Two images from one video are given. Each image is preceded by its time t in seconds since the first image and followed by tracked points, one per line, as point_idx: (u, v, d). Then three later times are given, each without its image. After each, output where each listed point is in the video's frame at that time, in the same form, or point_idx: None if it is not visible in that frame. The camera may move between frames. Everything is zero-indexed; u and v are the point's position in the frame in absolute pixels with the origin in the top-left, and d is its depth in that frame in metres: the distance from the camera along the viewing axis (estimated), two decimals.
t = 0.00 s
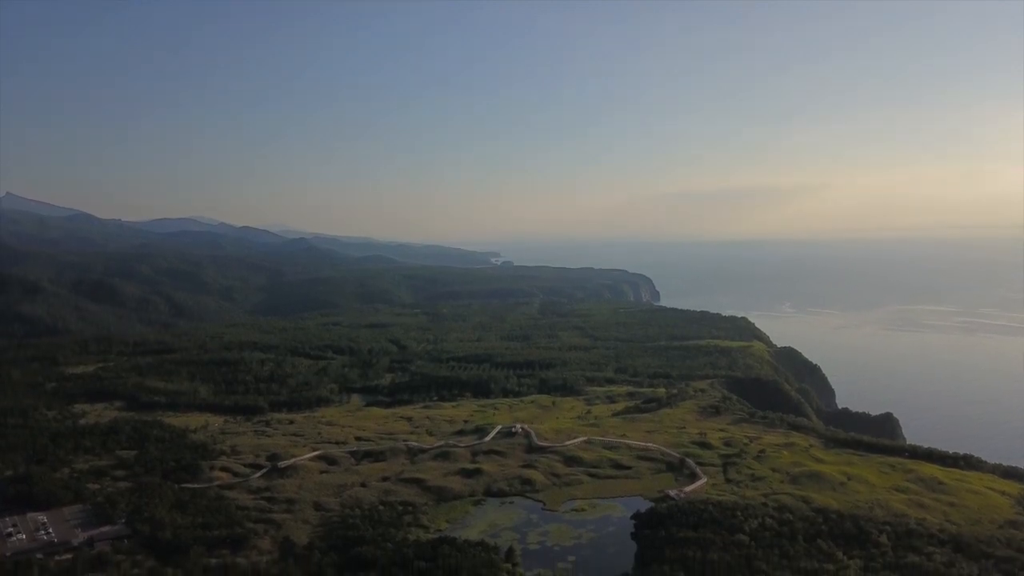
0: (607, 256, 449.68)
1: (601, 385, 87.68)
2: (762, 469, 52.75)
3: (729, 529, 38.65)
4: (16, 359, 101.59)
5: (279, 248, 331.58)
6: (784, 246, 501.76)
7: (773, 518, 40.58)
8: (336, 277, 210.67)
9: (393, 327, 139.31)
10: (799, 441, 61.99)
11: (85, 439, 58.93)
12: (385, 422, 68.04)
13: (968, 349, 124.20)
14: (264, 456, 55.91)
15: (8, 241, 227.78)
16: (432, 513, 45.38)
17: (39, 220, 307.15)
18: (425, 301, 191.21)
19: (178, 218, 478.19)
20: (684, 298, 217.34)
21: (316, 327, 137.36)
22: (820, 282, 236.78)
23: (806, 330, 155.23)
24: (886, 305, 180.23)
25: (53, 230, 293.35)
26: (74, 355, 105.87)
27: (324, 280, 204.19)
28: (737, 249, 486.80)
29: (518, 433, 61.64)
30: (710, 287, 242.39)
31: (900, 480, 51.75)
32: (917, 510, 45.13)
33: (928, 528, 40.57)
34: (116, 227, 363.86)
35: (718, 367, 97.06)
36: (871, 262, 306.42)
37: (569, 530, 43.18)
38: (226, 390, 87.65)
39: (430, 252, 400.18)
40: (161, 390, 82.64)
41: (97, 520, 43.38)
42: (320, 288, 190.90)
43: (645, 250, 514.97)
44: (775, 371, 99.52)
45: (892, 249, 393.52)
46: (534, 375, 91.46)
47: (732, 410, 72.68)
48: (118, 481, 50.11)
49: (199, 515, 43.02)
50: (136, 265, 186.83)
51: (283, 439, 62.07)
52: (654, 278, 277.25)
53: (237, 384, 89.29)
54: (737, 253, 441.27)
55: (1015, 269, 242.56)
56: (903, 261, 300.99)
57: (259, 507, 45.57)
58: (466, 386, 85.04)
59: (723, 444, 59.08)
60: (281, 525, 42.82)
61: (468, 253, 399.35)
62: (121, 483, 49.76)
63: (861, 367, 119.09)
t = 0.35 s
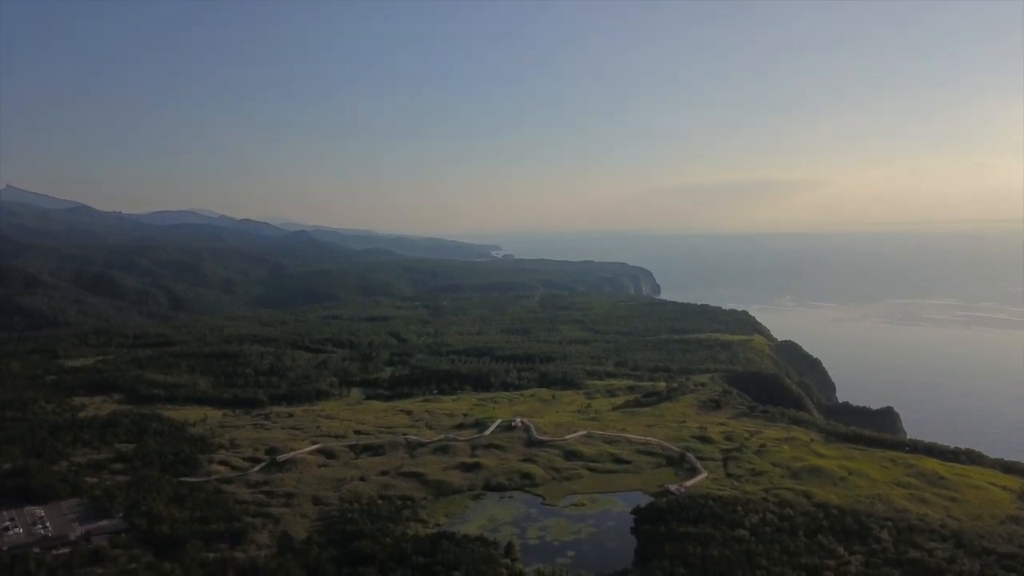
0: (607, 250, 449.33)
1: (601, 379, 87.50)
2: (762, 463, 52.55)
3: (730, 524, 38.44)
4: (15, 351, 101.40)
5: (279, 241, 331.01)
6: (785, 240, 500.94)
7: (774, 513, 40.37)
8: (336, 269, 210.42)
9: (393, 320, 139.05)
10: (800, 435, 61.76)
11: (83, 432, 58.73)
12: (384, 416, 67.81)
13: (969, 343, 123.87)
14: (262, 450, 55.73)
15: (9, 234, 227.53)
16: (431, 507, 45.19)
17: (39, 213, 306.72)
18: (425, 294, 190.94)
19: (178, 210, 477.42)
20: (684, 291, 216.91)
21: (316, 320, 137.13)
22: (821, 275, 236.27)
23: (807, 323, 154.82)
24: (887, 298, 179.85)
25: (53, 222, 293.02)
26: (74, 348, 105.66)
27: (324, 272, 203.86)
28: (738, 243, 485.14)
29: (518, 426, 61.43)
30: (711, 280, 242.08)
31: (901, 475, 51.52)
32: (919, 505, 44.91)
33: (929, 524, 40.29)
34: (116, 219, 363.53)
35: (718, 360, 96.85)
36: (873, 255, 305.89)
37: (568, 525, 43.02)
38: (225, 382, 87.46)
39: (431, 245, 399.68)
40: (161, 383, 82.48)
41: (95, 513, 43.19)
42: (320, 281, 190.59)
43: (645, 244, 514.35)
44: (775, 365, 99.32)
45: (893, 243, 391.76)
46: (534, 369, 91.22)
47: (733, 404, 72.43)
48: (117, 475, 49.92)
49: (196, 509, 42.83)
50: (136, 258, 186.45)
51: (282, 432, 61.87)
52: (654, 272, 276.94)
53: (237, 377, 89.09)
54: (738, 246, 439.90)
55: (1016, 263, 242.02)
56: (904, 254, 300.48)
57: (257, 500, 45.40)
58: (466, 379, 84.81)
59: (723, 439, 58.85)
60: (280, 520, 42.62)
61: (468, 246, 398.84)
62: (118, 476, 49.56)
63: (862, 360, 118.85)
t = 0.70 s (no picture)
0: (607, 245, 448.43)
1: (601, 374, 87.30)
2: (763, 460, 52.35)
3: (730, 521, 38.27)
4: (15, 346, 101.24)
5: (280, 236, 330.65)
6: (786, 235, 500.04)
7: (775, 510, 40.17)
8: (336, 264, 210.09)
9: (393, 315, 138.78)
10: (801, 432, 61.55)
11: (81, 427, 58.49)
12: (384, 411, 67.60)
13: (970, 339, 123.63)
14: (261, 446, 55.55)
15: (9, 228, 227.35)
16: (430, 503, 45.02)
17: (39, 207, 306.38)
18: (425, 289, 190.65)
19: (179, 205, 476.94)
20: (685, 287, 216.57)
21: (316, 315, 136.93)
22: (822, 271, 235.90)
23: (807, 319, 154.55)
24: (888, 294, 179.46)
25: (53, 216, 292.55)
26: (73, 342, 105.39)
27: (324, 267, 203.56)
28: (739, 239, 483.68)
29: (518, 422, 61.24)
30: (711, 275, 241.68)
31: (902, 471, 51.32)
32: (920, 502, 44.72)
33: (931, 521, 40.10)
34: (117, 214, 363.01)
35: (719, 356, 96.61)
36: (874, 251, 305.22)
37: (568, 522, 42.88)
38: (225, 378, 87.26)
39: (432, 240, 399.10)
40: (160, 378, 82.32)
41: (92, 509, 43.04)
42: (320, 275, 190.30)
43: (646, 239, 513.30)
44: (776, 360, 99.07)
45: (895, 239, 390.67)
46: (535, 364, 90.98)
47: (733, 400, 72.26)
48: (115, 470, 49.70)
49: (194, 506, 42.66)
50: (136, 252, 186.15)
51: (282, 428, 61.69)
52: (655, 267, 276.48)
53: (236, 371, 88.89)
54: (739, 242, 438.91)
55: (1017, 258, 241.32)
56: (905, 250, 299.70)
57: (255, 496, 45.23)
58: (466, 374, 84.59)
59: (723, 435, 58.63)
60: (278, 516, 42.44)
61: (469, 241, 398.33)
62: (117, 472, 49.40)
63: (863, 356, 118.57)
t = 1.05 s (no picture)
0: (607, 241, 447.70)
1: (601, 370, 87.07)
2: (764, 457, 52.07)
3: (731, 519, 38.00)
4: (14, 341, 101.03)
5: (280, 231, 330.20)
6: (786, 231, 499.42)
7: (776, 508, 39.91)
8: (336, 260, 209.78)
9: (393, 311, 138.56)
10: (802, 428, 61.30)
11: (79, 423, 58.27)
12: (383, 407, 67.34)
13: (971, 335, 123.32)
14: (260, 442, 55.30)
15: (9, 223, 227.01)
16: (429, 500, 44.79)
17: (39, 202, 305.96)
18: (425, 284, 190.29)
19: (179, 200, 476.55)
20: (686, 283, 216.23)
21: (316, 311, 136.69)
22: (823, 267, 235.55)
23: (807, 315, 154.24)
24: (889, 290, 179.16)
25: (53, 211, 292.23)
26: (73, 338, 105.19)
27: (324, 263, 203.25)
28: (739, 235, 482.60)
29: (518, 419, 60.96)
30: (712, 271, 241.37)
31: (904, 469, 51.06)
32: (922, 500, 44.44)
33: (933, 519, 39.82)
34: (117, 209, 362.69)
35: (720, 352, 96.35)
36: (874, 247, 304.72)
37: (567, 519, 42.65)
38: (224, 373, 87.05)
39: (432, 235, 398.51)
40: (159, 374, 82.09)
41: (90, 506, 42.80)
42: (320, 271, 190.02)
43: (646, 235, 512.65)
44: (776, 356, 98.80)
45: (895, 235, 390.20)
46: (534, 360, 90.74)
47: (734, 396, 72.01)
48: (112, 467, 49.54)
49: (192, 502, 42.41)
50: (136, 248, 185.81)
51: (281, 424, 61.45)
52: (656, 263, 276.07)
53: (236, 367, 88.68)
54: (739, 238, 437.90)
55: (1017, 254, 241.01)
56: (905, 246, 299.22)
57: (254, 493, 44.98)
58: (466, 370, 84.32)
59: (724, 432, 58.34)
60: (276, 513, 42.23)
61: (469, 237, 397.73)
62: (114, 468, 49.17)
63: (864, 352, 118.31)
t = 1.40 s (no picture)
0: (608, 237, 447.08)
1: (601, 366, 86.88)
2: (764, 453, 51.87)
3: (730, 516, 37.81)
4: (13, 336, 100.81)
5: (280, 226, 329.69)
6: (786, 227, 498.86)
7: (776, 505, 39.69)
8: (336, 255, 209.50)
9: (393, 306, 138.31)
10: (802, 425, 61.11)
11: (77, 419, 58.06)
12: (382, 403, 67.14)
13: (971, 331, 123.14)
14: (258, 438, 55.07)
15: (8, 218, 226.60)
16: (427, 497, 44.60)
17: (39, 197, 305.44)
18: (425, 280, 190.03)
19: (179, 196, 475.96)
20: (686, 278, 215.91)
21: (315, 306, 136.52)
22: (824, 262, 235.24)
23: (807, 310, 154.00)
24: (889, 286, 178.85)
25: (53, 206, 291.72)
26: (72, 333, 104.97)
27: (324, 258, 202.91)
28: (739, 230, 482.36)
29: (517, 415, 60.75)
30: (713, 267, 241.12)
31: (905, 466, 50.81)
32: (923, 497, 44.21)
33: (934, 517, 39.57)
34: (116, 204, 361.99)
35: (720, 348, 96.16)
36: (875, 243, 304.34)
37: (566, 516, 42.47)
38: (223, 369, 86.83)
39: (432, 231, 397.83)
40: (158, 369, 81.92)
41: (87, 502, 42.58)
42: (320, 266, 189.74)
43: (647, 231, 512.06)
44: (776, 352, 98.62)
45: (896, 231, 389.89)
46: (534, 356, 90.49)
47: (734, 392, 71.78)
48: (110, 463, 49.34)
49: (190, 499, 42.21)
50: (136, 243, 185.42)
51: (279, 419, 61.29)
52: (656, 259, 275.69)
53: (235, 363, 88.46)
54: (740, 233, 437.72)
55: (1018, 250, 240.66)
56: (905, 242, 298.84)
57: (252, 490, 44.80)
58: (466, 366, 84.14)
59: (724, 428, 58.11)
60: (273, 510, 42.02)
61: (470, 233, 397.21)
62: (112, 464, 48.98)
63: (864, 348, 118.12)
